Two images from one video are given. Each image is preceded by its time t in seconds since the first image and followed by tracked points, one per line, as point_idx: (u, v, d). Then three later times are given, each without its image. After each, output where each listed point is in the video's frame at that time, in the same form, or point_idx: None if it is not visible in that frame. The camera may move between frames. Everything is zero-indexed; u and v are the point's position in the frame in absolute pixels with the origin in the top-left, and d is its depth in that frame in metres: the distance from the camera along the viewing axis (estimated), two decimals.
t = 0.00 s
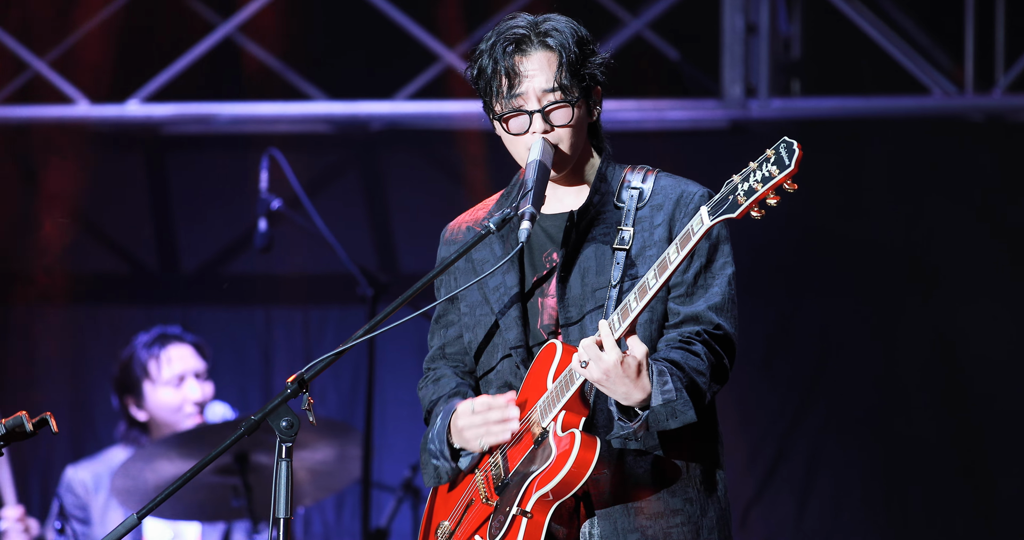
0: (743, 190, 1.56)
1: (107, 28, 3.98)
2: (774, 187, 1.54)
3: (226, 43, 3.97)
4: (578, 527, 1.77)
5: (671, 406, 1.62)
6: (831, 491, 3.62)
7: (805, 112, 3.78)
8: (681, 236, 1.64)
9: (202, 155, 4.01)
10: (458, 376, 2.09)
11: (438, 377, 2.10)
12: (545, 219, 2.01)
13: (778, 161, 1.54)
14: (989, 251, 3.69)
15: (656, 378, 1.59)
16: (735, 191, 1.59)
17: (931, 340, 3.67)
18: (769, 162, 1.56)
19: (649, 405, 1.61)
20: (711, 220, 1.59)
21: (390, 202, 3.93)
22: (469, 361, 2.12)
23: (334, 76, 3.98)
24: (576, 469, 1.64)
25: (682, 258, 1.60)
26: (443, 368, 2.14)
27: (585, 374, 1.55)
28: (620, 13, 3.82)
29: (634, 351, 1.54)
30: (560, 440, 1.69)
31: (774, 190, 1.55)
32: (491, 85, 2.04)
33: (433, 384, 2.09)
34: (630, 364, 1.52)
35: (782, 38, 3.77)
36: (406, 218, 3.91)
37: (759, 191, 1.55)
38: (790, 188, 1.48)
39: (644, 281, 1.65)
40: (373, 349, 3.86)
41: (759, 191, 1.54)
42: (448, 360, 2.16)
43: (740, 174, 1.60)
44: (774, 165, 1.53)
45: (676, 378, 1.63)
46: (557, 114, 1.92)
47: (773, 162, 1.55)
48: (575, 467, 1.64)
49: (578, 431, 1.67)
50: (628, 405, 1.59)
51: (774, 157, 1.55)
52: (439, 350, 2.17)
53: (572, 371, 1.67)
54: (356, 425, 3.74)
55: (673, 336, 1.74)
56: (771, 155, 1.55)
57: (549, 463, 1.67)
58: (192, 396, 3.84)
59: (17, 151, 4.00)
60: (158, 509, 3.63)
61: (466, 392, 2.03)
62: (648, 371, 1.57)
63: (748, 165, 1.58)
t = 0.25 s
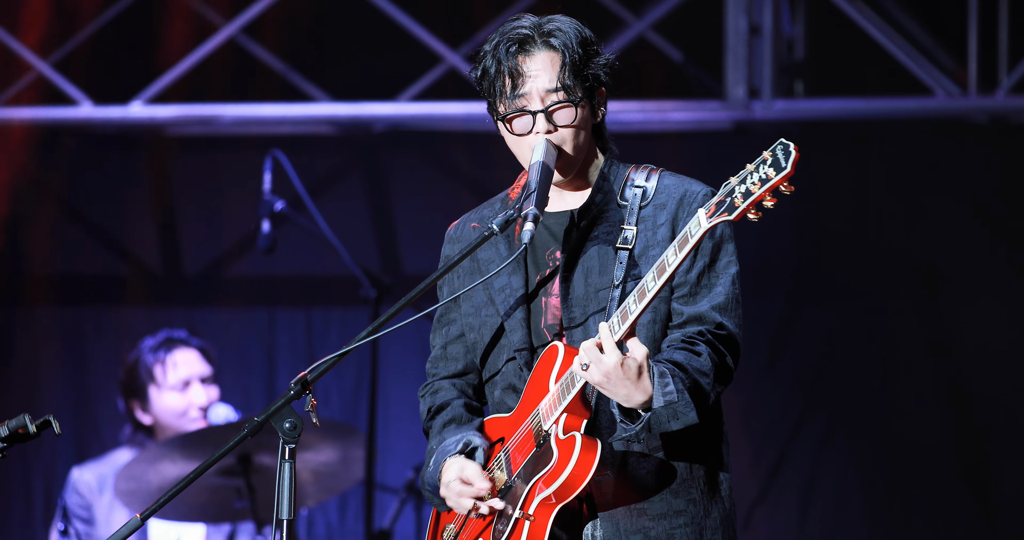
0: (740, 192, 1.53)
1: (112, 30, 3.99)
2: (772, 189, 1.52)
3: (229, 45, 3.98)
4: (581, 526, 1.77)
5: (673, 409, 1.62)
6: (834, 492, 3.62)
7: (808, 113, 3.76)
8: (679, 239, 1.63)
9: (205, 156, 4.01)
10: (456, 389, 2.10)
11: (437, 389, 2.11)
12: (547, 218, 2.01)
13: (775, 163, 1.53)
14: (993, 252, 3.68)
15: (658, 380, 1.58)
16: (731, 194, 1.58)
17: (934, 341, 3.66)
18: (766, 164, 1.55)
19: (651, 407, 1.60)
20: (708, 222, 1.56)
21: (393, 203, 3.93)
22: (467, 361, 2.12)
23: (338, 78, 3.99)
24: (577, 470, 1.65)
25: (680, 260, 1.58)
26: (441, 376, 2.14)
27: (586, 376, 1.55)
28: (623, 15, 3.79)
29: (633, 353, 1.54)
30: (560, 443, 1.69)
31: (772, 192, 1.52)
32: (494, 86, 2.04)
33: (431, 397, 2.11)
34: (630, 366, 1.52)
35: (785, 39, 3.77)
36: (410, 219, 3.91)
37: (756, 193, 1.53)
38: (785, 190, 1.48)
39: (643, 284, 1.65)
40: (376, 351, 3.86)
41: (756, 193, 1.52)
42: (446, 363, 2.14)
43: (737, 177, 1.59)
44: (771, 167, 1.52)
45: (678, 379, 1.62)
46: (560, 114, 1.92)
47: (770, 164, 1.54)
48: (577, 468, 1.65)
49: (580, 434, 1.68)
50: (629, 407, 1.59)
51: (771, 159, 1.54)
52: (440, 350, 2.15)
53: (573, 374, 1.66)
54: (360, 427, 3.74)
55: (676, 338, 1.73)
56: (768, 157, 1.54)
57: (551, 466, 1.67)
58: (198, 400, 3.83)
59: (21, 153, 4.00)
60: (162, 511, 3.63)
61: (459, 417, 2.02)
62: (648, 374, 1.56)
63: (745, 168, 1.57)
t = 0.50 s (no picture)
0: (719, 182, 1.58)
1: (113, 32, 4.00)
2: (749, 179, 1.56)
3: (231, 47, 3.98)
4: (575, 526, 1.78)
5: (663, 400, 1.60)
6: (836, 493, 3.62)
7: (809, 114, 3.76)
8: (662, 230, 1.66)
9: (207, 158, 4.02)
10: (462, 378, 2.08)
11: (443, 378, 2.09)
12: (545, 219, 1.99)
13: (753, 153, 1.56)
14: (995, 253, 3.68)
15: (648, 371, 1.58)
16: (712, 184, 1.62)
17: (936, 343, 3.66)
18: (744, 153, 1.58)
19: (642, 399, 1.60)
20: (690, 213, 1.61)
21: (395, 204, 3.93)
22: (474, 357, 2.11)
23: (339, 80, 3.99)
24: (567, 464, 1.65)
25: (664, 252, 1.62)
26: (447, 367, 2.13)
27: (578, 369, 1.57)
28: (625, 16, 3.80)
29: (622, 345, 1.54)
30: (551, 437, 1.69)
31: (749, 182, 1.57)
32: (496, 86, 2.03)
33: (439, 386, 2.08)
34: (618, 358, 1.53)
35: (786, 41, 3.79)
36: (411, 221, 3.91)
37: (734, 183, 1.57)
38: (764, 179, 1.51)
39: (629, 276, 1.66)
40: (377, 352, 3.86)
41: (734, 183, 1.57)
42: (453, 357, 2.14)
43: (718, 167, 1.63)
44: (749, 157, 1.56)
45: (670, 371, 1.61)
46: (562, 115, 1.92)
47: (748, 154, 1.57)
48: (564, 464, 1.65)
49: (569, 427, 1.68)
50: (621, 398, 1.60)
51: (749, 149, 1.57)
52: (445, 347, 2.16)
53: (564, 367, 1.68)
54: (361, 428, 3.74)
55: (673, 330, 1.72)
56: (747, 147, 1.57)
57: (540, 460, 1.68)
58: (201, 401, 3.83)
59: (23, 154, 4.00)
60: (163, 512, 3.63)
61: (466, 397, 2.01)
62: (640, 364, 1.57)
63: (724, 158, 1.61)
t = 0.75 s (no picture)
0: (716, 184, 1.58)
1: (114, 33, 4.00)
2: (745, 182, 1.56)
3: (231, 48, 3.98)
4: (573, 527, 1.80)
5: (661, 401, 1.60)
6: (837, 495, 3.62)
7: (811, 116, 3.81)
8: (658, 232, 1.67)
9: (208, 159, 4.01)
10: (467, 378, 2.07)
11: (448, 376, 2.08)
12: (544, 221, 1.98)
13: (749, 155, 1.57)
14: (995, 254, 3.69)
15: (645, 373, 1.58)
16: (708, 186, 1.62)
17: (937, 344, 3.66)
18: (740, 157, 1.59)
19: (640, 401, 1.60)
20: (686, 216, 1.60)
21: (396, 205, 3.93)
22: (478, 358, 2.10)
23: (340, 82, 4.00)
24: (563, 466, 1.65)
25: (659, 255, 1.62)
26: (451, 367, 2.12)
27: (575, 371, 1.57)
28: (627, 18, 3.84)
29: (620, 346, 1.55)
30: (548, 437, 1.70)
31: (745, 185, 1.57)
32: (495, 90, 2.04)
33: (442, 384, 2.07)
34: (615, 359, 1.53)
35: (786, 42, 3.81)
36: (412, 221, 3.91)
37: (730, 185, 1.57)
38: (761, 183, 1.54)
39: (625, 278, 1.66)
40: (378, 353, 3.86)
41: (731, 186, 1.57)
42: (457, 360, 2.14)
43: (713, 170, 1.63)
44: (745, 159, 1.57)
45: (668, 373, 1.61)
46: (561, 118, 1.92)
47: (744, 157, 1.58)
48: (564, 464, 1.65)
49: (566, 429, 1.68)
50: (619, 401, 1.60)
51: (746, 152, 1.58)
52: (448, 351, 2.15)
53: (561, 370, 1.67)
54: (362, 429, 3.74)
55: (670, 332, 1.72)
56: (743, 150, 1.58)
57: (540, 458, 1.68)
58: (203, 402, 3.83)
59: (24, 156, 4.00)
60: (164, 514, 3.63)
61: (469, 391, 2.03)
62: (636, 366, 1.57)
63: (720, 161, 1.62)
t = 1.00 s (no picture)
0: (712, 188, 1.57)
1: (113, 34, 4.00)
2: (741, 185, 1.55)
3: (231, 50, 3.98)
4: (569, 528, 1.77)
5: (657, 405, 1.61)
6: (836, 496, 3.61)
7: (809, 117, 3.77)
8: (655, 236, 1.66)
9: (207, 160, 4.01)
10: (456, 389, 2.08)
11: (437, 389, 2.09)
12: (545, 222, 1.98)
13: (745, 159, 1.56)
14: (994, 255, 3.68)
15: (641, 378, 1.58)
16: (705, 190, 1.61)
17: (936, 345, 3.66)
18: (738, 160, 1.58)
19: (635, 405, 1.60)
20: (682, 219, 1.61)
21: (395, 207, 3.93)
22: (468, 365, 2.10)
23: (339, 83, 4.00)
24: (559, 470, 1.66)
25: (657, 258, 1.62)
26: (442, 377, 2.12)
27: (570, 375, 1.56)
28: (626, 18, 3.82)
29: (615, 351, 1.54)
30: (544, 443, 1.69)
31: (741, 189, 1.55)
32: (494, 91, 2.04)
33: (432, 397, 2.09)
34: (611, 364, 1.52)
35: (786, 43, 3.79)
36: (411, 223, 3.91)
37: (726, 189, 1.56)
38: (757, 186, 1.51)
39: (622, 283, 1.67)
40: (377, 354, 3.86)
41: (726, 189, 1.55)
42: (449, 366, 2.13)
43: (711, 174, 1.62)
44: (742, 162, 1.56)
45: (663, 378, 1.61)
46: (560, 119, 1.92)
47: (741, 160, 1.57)
48: (557, 470, 1.65)
49: (563, 433, 1.68)
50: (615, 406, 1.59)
51: (742, 155, 1.57)
52: (441, 355, 2.13)
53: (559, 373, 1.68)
54: (361, 430, 3.74)
55: (667, 338, 1.72)
56: (740, 153, 1.57)
57: (536, 464, 1.68)
58: (204, 403, 3.79)
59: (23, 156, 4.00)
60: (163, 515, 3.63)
61: (460, 412, 2.02)
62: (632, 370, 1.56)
63: (717, 164, 1.61)
